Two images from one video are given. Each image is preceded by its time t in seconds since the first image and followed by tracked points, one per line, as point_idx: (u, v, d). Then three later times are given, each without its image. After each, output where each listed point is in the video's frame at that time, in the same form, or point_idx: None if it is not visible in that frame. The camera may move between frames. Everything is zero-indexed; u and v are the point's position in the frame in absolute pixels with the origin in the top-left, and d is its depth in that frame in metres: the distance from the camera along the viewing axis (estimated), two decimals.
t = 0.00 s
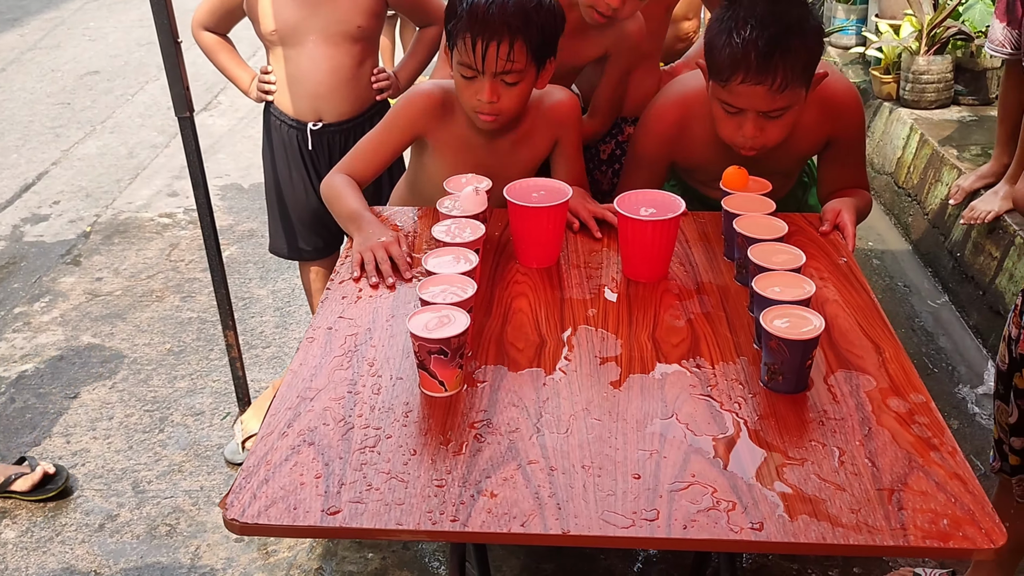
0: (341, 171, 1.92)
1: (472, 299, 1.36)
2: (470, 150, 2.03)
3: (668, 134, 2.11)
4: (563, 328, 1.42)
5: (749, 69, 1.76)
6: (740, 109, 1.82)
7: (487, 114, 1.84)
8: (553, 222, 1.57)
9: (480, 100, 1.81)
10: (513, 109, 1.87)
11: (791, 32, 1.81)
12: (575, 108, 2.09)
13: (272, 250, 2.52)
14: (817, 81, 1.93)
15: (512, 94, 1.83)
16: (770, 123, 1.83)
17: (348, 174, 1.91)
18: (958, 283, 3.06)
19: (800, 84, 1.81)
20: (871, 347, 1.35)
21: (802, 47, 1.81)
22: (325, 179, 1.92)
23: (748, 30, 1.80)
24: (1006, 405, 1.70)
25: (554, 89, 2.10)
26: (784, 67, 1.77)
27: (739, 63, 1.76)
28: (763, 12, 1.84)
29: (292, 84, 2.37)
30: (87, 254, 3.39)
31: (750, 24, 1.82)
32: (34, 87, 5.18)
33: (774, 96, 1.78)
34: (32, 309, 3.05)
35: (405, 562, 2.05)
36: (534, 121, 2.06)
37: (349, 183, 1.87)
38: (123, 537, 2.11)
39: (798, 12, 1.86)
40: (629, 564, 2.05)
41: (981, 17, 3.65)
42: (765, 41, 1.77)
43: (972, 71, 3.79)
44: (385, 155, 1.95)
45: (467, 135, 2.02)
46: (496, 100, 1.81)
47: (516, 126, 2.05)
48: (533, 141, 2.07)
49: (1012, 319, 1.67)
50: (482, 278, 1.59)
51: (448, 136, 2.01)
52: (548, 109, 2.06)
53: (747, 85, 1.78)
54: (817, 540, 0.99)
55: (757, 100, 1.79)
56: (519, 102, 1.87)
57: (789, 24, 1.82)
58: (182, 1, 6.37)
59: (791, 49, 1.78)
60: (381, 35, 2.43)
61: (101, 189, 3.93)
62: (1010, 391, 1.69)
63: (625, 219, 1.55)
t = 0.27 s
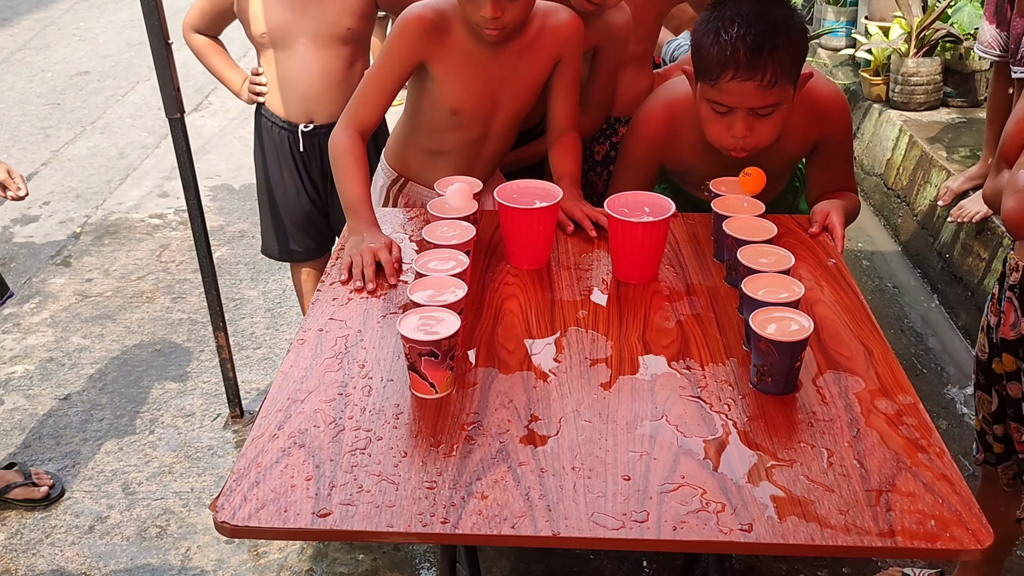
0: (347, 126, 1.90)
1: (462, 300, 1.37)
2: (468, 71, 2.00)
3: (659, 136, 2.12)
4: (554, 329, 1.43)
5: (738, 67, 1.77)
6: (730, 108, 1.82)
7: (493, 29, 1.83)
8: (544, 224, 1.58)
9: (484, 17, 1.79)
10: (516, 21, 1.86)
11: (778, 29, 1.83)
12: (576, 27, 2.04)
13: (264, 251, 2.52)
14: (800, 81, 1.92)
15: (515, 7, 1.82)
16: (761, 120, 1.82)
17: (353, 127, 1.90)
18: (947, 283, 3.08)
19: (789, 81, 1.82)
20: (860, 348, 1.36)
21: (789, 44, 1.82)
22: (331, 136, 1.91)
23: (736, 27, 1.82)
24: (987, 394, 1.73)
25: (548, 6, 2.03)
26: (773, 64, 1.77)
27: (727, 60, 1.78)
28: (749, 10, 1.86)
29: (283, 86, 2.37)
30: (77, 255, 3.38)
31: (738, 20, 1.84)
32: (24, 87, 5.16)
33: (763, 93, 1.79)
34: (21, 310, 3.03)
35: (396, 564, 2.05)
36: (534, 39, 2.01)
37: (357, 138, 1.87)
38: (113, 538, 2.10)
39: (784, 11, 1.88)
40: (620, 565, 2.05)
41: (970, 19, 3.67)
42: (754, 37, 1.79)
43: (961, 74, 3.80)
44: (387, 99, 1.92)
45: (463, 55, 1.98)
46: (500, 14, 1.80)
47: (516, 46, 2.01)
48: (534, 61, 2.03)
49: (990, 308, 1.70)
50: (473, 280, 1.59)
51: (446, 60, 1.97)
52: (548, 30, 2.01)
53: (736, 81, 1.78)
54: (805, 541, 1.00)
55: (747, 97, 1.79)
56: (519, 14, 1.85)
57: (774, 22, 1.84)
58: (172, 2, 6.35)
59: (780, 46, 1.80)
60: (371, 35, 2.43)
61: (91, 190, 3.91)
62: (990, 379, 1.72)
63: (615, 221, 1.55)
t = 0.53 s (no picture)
0: (316, 167, 1.92)
1: (453, 299, 1.37)
2: (439, 112, 2.02)
3: (650, 135, 2.12)
4: (544, 328, 1.43)
5: (735, 65, 1.77)
6: (727, 107, 1.82)
7: (460, 88, 1.80)
8: (535, 222, 1.58)
9: (451, 76, 1.77)
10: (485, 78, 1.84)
11: (772, 27, 1.83)
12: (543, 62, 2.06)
13: (255, 249, 2.51)
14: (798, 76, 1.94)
15: (483, 64, 1.80)
16: (758, 119, 1.82)
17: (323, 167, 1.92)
18: (937, 283, 3.09)
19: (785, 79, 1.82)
20: (849, 346, 1.37)
21: (784, 40, 1.82)
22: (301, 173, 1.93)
23: (730, 27, 1.82)
24: (964, 380, 1.77)
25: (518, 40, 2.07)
26: (769, 61, 1.78)
27: (723, 60, 1.78)
28: (743, 9, 1.87)
29: (273, 83, 2.36)
30: (66, 254, 3.36)
31: (732, 20, 1.84)
32: (14, 86, 5.13)
33: (760, 91, 1.78)
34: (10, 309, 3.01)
35: (388, 563, 2.05)
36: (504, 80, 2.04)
37: (325, 179, 1.88)
38: (103, 538, 2.09)
39: (777, 7, 1.89)
40: (612, 564, 2.05)
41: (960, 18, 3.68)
42: (749, 36, 1.79)
43: (951, 74, 3.80)
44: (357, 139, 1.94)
45: (434, 97, 2.00)
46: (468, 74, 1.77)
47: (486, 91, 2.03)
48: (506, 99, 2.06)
49: (966, 295, 1.73)
50: (463, 278, 1.59)
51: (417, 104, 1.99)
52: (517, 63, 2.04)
53: (732, 81, 1.78)
54: (795, 539, 1.00)
55: (744, 96, 1.78)
56: (488, 72, 1.83)
57: (769, 18, 1.85)
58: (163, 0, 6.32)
59: (774, 42, 1.80)
60: (362, 34, 2.42)
61: (81, 188, 3.89)
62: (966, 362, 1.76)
63: (606, 219, 1.55)
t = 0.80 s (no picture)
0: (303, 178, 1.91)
1: (445, 296, 1.36)
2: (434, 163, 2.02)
3: (642, 131, 2.12)
4: (537, 325, 1.42)
5: (722, 58, 1.77)
6: (714, 98, 1.82)
7: (442, 136, 1.80)
8: (527, 219, 1.57)
9: (435, 121, 1.76)
10: (469, 129, 1.82)
11: (763, 20, 1.83)
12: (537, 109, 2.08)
13: (246, 246, 2.50)
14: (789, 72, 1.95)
15: (468, 113, 1.78)
16: (744, 113, 1.84)
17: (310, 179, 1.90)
18: (929, 280, 3.10)
19: (773, 72, 1.82)
20: (841, 343, 1.37)
21: (774, 37, 1.81)
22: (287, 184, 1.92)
23: (720, 18, 1.82)
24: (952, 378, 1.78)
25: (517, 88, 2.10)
26: (757, 57, 1.78)
27: (711, 52, 1.78)
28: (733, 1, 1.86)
29: (263, 79, 2.35)
30: (57, 251, 3.34)
31: (722, 11, 1.84)
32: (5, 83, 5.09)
33: (747, 84, 1.79)
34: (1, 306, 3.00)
35: (380, 561, 2.05)
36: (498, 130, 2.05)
37: (312, 189, 1.86)
38: (94, 537, 2.08)
39: (769, 3, 1.87)
40: (605, 561, 2.05)
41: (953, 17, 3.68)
42: (738, 29, 1.79)
43: (944, 71, 3.81)
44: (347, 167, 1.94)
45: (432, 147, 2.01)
46: (451, 121, 1.76)
47: (480, 141, 2.04)
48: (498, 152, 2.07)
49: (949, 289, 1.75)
50: (456, 275, 1.59)
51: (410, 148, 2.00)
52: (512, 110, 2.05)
53: (719, 73, 1.78)
54: (787, 536, 1.00)
55: (731, 88, 1.79)
56: (473, 121, 1.81)
57: (759, 12, 1.84)
58: None
59: (765, 37, 1.80)
60: (353, 30, 2.41)
61: (73, 186, 3.87)
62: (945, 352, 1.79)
63: (598, 215, 1.55)
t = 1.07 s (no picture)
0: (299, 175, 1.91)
1: (438, 294, 1.36)
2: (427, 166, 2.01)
3: (635, 132, 2.12)
4: (531, 323, 1.42)
5: (712, 73, 1.77)
6: (704, 112, 1.83)
7: (432, 152, 1.79)
8: (521, 217, 1.57)
9: (424, 135, 1.76)
10: (459, 145, 1.81)
11: (751, 35, 1.82)
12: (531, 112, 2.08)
13: (240, 244, 2.50)
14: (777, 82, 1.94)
15: (457, 128, 1.78)
16: (734, 126, 1.84)
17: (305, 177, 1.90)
18: (923, 278, 3.11)
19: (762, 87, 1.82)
20: (835, 341, 1.37)
21: (763, 49, 1.82)
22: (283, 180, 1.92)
23: (709, 32, 1.81)
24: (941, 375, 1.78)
25: (510, 89, 2.09)
26: (746, 72, 1.78)
27: (700, 66, 1.77)
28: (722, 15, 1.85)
29: (257, 77, 2.34)
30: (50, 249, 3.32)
31: (710, 24, 1.84)
32: None
33: (736, 98, 1.79)
34: None
35: (374, 559, 2.04)
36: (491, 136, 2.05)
37: (306, 185, 1.86)
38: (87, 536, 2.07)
39: (758, 14, 1.87)
40: (599, 559, 2.05)
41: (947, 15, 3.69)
42: (727, 44, 1.78)
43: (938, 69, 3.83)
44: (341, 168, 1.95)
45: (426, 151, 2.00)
46: (441, 134, 1.76)
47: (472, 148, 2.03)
48: (492, 157, 2.07)
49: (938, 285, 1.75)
50: (449, 273, 1.59)
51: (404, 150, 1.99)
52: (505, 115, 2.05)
53: (709, 87, 1.78)
54: (781, 534, 1.00)
55: (720, 102, 1.80)
56: (463, 137, 1.80)
57: (749, 27, 1.83)
58: None
59: (754, 52, 1.80)
60: (347, 28, 2.40)
61: (65, 183, 3.85)
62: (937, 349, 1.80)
63: (592, 213, 1.55)
